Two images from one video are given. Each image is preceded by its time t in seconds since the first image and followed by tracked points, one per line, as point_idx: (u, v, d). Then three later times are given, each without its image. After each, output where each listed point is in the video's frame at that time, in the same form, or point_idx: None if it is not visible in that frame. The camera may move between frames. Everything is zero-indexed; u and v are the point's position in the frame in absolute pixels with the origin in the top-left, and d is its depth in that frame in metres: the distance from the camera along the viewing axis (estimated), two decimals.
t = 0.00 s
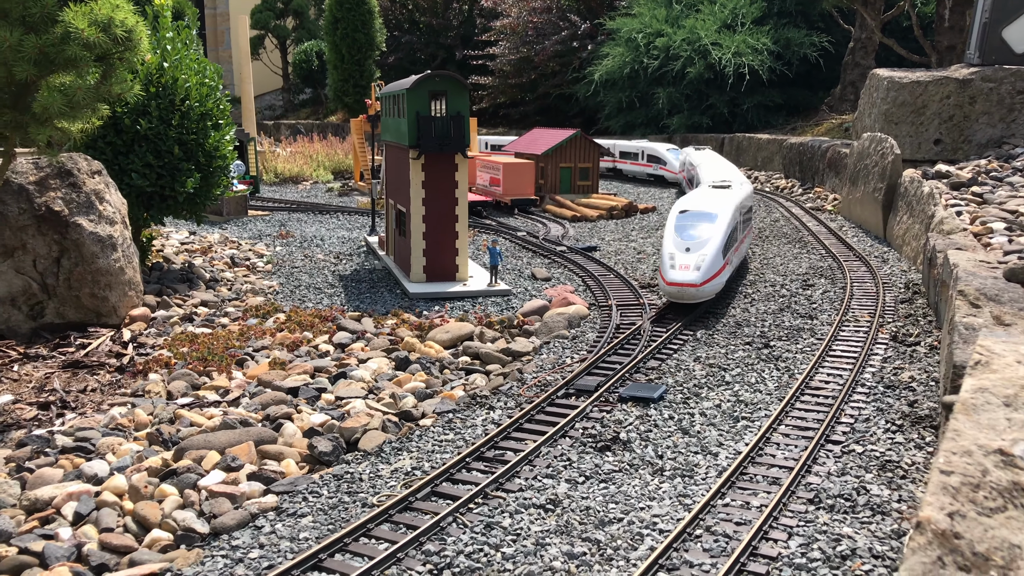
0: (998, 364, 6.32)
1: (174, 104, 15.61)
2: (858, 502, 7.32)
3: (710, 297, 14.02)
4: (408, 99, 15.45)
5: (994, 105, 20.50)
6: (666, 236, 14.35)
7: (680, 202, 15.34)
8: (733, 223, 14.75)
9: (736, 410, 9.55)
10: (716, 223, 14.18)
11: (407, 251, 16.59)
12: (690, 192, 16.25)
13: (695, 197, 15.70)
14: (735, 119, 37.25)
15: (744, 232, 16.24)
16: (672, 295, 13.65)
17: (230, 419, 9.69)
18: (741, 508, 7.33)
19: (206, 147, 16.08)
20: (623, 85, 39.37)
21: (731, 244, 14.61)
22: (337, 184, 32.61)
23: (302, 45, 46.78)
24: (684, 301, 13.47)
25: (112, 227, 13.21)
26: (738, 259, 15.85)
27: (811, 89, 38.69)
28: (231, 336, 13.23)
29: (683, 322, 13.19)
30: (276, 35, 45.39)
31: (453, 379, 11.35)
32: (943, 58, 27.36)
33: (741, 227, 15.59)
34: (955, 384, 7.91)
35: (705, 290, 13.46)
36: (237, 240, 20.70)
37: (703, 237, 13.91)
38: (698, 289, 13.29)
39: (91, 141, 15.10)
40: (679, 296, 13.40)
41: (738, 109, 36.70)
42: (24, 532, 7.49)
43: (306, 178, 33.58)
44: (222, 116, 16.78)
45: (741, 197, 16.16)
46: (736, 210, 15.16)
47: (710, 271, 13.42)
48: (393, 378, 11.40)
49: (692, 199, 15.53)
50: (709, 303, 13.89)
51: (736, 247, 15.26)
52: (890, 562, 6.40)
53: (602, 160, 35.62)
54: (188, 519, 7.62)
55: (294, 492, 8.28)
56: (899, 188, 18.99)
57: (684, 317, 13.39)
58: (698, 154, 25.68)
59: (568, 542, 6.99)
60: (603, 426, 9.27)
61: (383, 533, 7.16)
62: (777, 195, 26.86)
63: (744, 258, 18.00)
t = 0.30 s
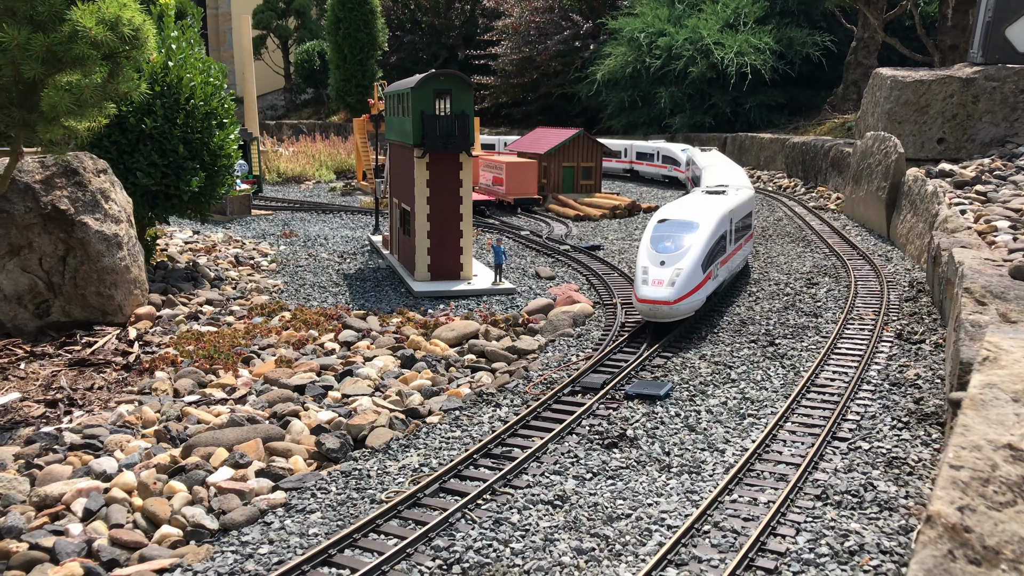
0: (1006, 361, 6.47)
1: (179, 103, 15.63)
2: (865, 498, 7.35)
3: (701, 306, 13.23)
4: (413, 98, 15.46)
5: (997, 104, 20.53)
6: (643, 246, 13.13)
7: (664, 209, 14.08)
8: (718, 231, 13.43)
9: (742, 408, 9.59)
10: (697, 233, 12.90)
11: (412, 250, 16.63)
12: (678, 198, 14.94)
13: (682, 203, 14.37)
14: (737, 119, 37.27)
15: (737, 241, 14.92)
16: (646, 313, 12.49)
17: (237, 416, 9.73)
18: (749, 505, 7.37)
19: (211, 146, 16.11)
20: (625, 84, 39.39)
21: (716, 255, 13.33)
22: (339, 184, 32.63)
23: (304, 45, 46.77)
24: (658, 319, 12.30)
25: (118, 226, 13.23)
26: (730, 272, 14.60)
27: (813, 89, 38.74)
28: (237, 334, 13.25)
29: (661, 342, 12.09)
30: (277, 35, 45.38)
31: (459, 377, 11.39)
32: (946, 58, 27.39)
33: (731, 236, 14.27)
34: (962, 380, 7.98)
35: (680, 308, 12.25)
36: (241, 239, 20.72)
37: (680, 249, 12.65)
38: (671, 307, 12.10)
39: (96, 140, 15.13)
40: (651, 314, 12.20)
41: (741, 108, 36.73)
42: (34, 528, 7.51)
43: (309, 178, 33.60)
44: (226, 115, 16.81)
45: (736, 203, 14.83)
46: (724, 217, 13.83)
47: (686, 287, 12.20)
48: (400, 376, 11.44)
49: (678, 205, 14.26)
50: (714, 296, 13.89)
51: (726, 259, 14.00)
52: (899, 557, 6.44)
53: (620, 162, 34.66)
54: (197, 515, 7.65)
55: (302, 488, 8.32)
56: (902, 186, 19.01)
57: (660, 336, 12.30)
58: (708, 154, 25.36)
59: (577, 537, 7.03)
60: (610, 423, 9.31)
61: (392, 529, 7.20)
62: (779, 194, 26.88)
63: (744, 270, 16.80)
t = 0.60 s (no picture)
0: (1008, 358, 6.48)
1: (182, 103, 15.66)
2: (868, 495, 7.39)
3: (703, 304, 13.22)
4: (415, 97, 15.49)
5: (999, 103, 20.49)
6: (610, 261, 12.13)
7: (640, 219, 13.05)
8: (694, 243, 12.35)
9: (745, 406, 9.62)
10: (669, 245, 11.87)
11: (414, 249, 16.64)
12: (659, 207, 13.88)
13: (661, 212, 13.33)
14: (739, 118, 37.30)
15: (723, 253, 13.84)
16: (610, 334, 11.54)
17: (241, 414, 9.75)
18: (752, 501, 7.41)
19: (214, 145, 16.14)
20: (627, 84, 39.39)
21: (692, 269, 12.28)
22: (340, 183, 32.64)
23: (305, 45, 46.78)
24: (623, 341, 11.33)
25: (121, 225, 13.26)
26: (714, 288, 13.55)
27: (814, 89, 38.75)
28: (241, 333, 13.28)
29: (652, 349, 11.73)
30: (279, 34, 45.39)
31: (462, 375, 11.43)
32: (947, 57, 27.38)
33: (714, 248, 13.19)
34: (965, 377, 8.02)
35: (646, 330, 11.26)
36: (243, 238, 20.73)
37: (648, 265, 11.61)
38: (635, 330, 11.13)
39: (99, 139, 15.17)
40: (615, 336, 11.25)
41: (742, 107, 36.77)
42: (40, 525, 7.54)
43: (310, 177, 33.62)
44: (229, 114, 16.83)
45: (722, 212, 13.71)
46: (703, 228, 12.73)
47: (652, 306, 11.19)
48: (403, 374, 11.47)
49: (658, 214, 13.22)
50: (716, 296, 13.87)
51: (707, 274, 12.95)
52: (902, 554, 6.47)
53: (635, 163, 33.84)
54: (203, 512, 7.68)
55: (307, 485, 8.35)
56: (904, 185, 19.02)
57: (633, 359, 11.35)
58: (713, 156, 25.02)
59: (581, 534, 7.07)
60: (613, 420, 9.35)
61: (397, 525, 7.23)
62: (781, 193, 26.90)
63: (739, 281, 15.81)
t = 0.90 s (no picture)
0: (1011, 360, 6.54)
1: (188, 104, 15.73)
2: (872, 496, 7.44)
3: (689, 322, 12.41)
4: (419, 99, 15.56)
5: (1002, 105, 20.55)
6: (572, 282, 11.01)
7: (609, 235, 11.91)
8: (666, 263, 11.19)
9: (749, 407, 9.68)
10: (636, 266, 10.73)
11: (419, 250, 16.70)
12: (633, 221, 12.73)
13: (633, 228, 12.21)
14: (742, 119, 37.35)
15: (703, 270, 12.68)
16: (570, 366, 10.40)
17: (248, 415, 9.81)
18: (756, 502, 7.48)
19: (219, 147, 16.20)
20: (630, 85, 39.41)
21: (663, 292, 11.12)
22: (344, 184, 32.71)
23: (308, 45, 46.86)
24: (584, 375, 10.20)
25: (127, 226, 13.32)
26: (694, 309, 12.39)
27: (817, 89, 38.76)
28: (246, 334, 13.34)
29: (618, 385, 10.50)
30: (282, 35, 45.46)
31: (467, 376, 11.49)
32: (950, 58, 27.37)
33: (690, 267, 12.03)
34: (968, 379, 8.07)
35: (608, 362, 10.11)
36: (247, 239, 20.79)
37: (611, 289, 10.47)
38: (596, 361, 9.99)
39: (105, 140, 15.24)
40: (574, 369, 10.12)
41: (745, 108, 36.83)
42: (50, 524, 7.60)
43: (314, 178, 33.70)
44: (234, 115, 16.89)
45: (702, 227, 12.56)
46: (678, 246, 11.57)
47: (614, 336, 10.08)
48: (408, 375, 11.53)
49: (631, 229, 12.12)
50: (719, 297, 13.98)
51: (683, 295, 11.80)
52: (905, 555, 6.52)
53: (651, 165, 32.65)
54: (211, 512, 7.74)
55: (314, 485, 8.42)
56: (907, 187, 19.04)
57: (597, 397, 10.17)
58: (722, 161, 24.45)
59: (587, 534, 7.14)
60: (618, 422, 9.42)
61: (404, 525, 7.30)
62: (784, 194, 26.94)
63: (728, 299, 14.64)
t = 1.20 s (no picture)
0: (1015, 363, 6.60)
1: (191, 104, 15.75)
2: (875, 498, 7.43)
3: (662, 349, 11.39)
4: (422, 100, 15.58)
5: (1006, 105, 20.56)
6: (524, 311, 9.88)
7: (567, 257, 10.82)
8: (628, 288, 10.09)
9: (752, 409, 9.68)
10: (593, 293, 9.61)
11: (422, 251, 16.71)
12: (598, 241, 11.65)
13: (595, 248, 11.13)
14: (745, 119, 37.34)
15: (677, 292, 11.62)
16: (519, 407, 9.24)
17: (251, 416, 9.83)
18: (760, 505, 7.49)
19: (223, 147, 16.23)
20: (632, 84, 39.38)
21: (626, 320, 10.02)
22: (346, 184, 32.72)
23: (311, 45, 46.88)
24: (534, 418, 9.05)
25: (131, 227, 13.33)
26: (665, 336, 11.29)
27: (820, 89, 38.69)
28: (250, 334, 13.34)
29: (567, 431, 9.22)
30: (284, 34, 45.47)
31: (469, 378, 11.49)
32: (954, 58, 27.32)
33: (659, 290, 10.95)
34: (971, 382, 8.07)
35: (560, 403, 8.97)
36: (250, 239, 20.81)
37: (565, 319, 9.36)
38: (546, 403, 8.86)
39: (109, 141, 15.28)
40: (523, 413, 8.98)
41: (747, 108, 36.80)
42: (54, 526, 7.61)
43: (316, 178, 33.70)
44: (237, 116, 16.91)
45: (673, 245, 11.52)
46: (642, 268, 10.50)
47: (568, 374, 8.95)
48: (411, 376, 11.53)
49: (596, 248, 11.12)
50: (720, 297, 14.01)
51: (650, 321, 10.71)
52: (909, 558, 6.51)
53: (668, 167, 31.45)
54: (214, 514, 7.76)
55: (318, 487, 8.43)
56: (910, 187, 19.00)
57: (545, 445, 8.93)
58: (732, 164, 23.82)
59: (590, 537, 7.14)
60: (621, 424, 9.44)
61: (407, 528, 7.31)
62: (787, 194, 26.94)
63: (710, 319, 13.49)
